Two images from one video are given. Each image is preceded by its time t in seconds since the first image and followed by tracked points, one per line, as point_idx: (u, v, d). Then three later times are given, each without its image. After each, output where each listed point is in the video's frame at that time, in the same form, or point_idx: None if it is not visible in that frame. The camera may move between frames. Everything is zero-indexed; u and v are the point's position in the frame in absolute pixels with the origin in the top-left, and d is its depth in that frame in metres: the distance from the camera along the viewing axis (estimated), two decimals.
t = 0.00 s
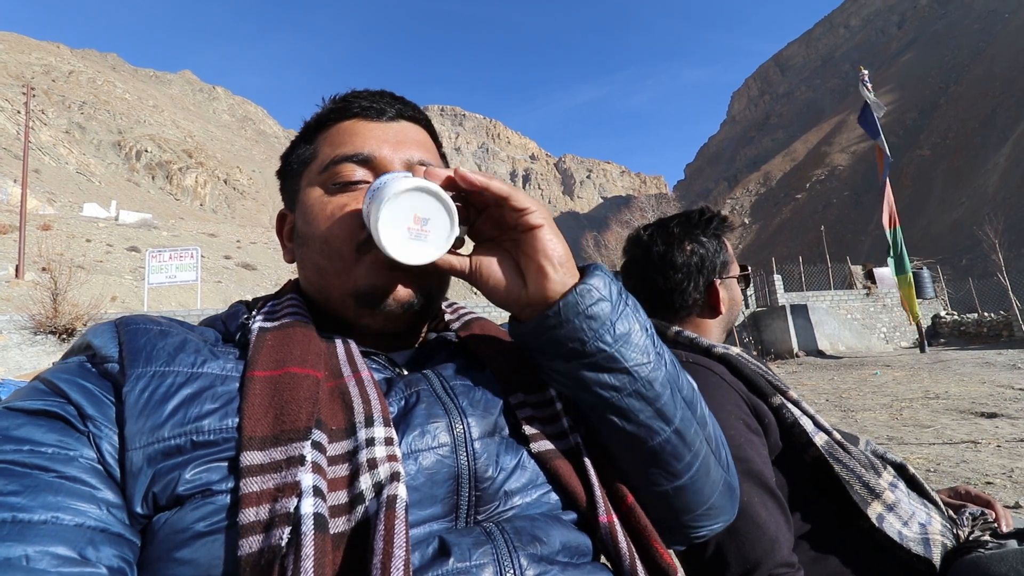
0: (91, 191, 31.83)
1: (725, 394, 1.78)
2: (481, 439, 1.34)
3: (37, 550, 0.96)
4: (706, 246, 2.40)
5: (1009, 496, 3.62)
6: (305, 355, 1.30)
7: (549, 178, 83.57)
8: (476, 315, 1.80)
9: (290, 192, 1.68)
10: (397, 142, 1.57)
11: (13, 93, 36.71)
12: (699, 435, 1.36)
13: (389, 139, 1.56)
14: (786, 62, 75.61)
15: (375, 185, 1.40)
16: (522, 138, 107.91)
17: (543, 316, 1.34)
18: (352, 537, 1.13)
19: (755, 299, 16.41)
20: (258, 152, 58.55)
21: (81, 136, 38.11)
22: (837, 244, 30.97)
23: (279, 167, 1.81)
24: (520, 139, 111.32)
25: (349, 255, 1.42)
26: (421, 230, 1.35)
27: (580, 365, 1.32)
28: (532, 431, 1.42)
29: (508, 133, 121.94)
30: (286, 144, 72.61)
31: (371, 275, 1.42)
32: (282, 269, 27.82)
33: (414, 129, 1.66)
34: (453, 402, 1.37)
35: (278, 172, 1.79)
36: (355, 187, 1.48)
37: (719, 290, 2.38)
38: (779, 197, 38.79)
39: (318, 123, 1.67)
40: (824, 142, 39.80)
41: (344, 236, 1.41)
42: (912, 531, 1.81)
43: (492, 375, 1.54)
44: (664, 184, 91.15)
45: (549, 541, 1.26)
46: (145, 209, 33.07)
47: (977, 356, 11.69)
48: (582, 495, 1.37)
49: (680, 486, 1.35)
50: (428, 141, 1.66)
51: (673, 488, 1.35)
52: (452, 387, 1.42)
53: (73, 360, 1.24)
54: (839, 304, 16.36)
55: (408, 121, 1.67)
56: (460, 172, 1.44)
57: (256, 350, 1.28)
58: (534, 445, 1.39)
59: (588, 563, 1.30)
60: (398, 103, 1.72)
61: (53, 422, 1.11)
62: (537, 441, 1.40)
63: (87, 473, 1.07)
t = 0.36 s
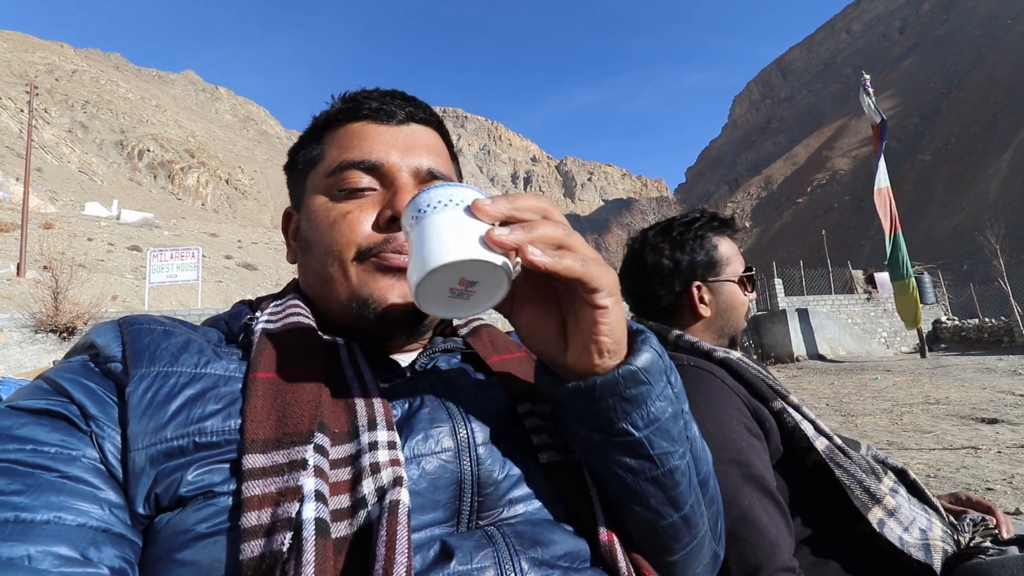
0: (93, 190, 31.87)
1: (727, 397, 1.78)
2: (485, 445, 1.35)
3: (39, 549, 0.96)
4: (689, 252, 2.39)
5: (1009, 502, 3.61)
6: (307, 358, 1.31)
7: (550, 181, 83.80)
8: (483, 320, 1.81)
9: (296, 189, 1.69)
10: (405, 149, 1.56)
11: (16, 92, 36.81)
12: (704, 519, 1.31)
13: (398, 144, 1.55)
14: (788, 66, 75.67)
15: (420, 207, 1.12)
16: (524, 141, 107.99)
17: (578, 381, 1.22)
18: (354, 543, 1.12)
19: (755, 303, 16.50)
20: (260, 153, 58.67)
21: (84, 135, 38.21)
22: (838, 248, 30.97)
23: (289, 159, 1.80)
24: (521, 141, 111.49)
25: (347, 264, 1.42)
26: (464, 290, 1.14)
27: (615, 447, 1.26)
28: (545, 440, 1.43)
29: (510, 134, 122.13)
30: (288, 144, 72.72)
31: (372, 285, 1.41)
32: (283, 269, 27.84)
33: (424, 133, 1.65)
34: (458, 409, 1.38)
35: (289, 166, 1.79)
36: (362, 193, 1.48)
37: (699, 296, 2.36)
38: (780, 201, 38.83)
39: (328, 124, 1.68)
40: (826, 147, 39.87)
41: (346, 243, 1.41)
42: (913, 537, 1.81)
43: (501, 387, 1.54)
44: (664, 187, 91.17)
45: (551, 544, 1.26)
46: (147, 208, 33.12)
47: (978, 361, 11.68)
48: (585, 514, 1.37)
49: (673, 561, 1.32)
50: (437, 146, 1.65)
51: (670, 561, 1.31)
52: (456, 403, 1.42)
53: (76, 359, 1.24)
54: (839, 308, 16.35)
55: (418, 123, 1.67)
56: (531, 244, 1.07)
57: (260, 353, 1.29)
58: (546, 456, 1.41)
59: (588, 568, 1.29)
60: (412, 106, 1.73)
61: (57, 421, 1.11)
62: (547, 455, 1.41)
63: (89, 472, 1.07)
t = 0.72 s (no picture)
0: (97, 187, 31.96)
1: (729, 400, 1.78)
2: (490, 447, 1.35)
3: (39, 547, 0.95)
4: (639, 262, 2.55)
5: (1012, 509, 3.59)
6: (298, 349, 1.29)
7: (552, 182, 83.89)
8: (494, 329, 1.83)
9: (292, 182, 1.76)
10: (354, 145, 1.53)
11: (20, 88, 36.89)
12: None
13: (348, 142, 1.54)
14: (792, 68, 75.51)
15: None
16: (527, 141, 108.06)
17: None
18: (353, 528, 1.12)
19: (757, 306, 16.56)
20: (263, 151, 58.74)
21: (88, 132, 38.31)
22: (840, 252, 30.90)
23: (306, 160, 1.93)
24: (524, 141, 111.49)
25: (296, 269, 1.45)
26: None
27: None
28: (554, 448, 1.45)
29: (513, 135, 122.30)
30: (291, 143, 72.89)
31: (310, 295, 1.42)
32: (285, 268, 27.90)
33: (388, 126, 1.61)
34: (462, 411, 1.38)
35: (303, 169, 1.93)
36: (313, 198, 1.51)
37: (641, 300, 2.53)
38: (783, 204, 38.79)
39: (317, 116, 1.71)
40: (829, 150, 39.81)
41: (295, 250, 1.45)
42: (915, 540, 1.80)
43: (509, 393, 1.54)
44: (667, 189, 91.08)
45: (553, 549, 1.27)
46: (150, 206, 33.19)
47: (980, 367, 11.63)
48: (602, 529, 1.38)
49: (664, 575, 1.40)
50: (400, 139, 1.61)
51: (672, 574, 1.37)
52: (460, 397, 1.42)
53: (78, 356, 1.23)
54: (841, 312, 16.31)
55: (385, 116, 1.63)
56: None
57: (254, 345, 1.28)
58: (555, 468, 1.42)
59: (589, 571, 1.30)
60: (392, 92, 1.68)
61: (57, 419, 1.11)
62: (561, 466, 1.42)
63: (91, 469, 1.07)
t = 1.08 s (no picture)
0: (93, 197, 31.92)
1: (724, 394, 1.80)
2: (489, 447, 1.36)
3: (46, 549, 0.96)
4: (630, 264, 2.59)
5: (1012, 500, 3.60)
6: (287, 347, 1.31)
7: (549, 183, 84.03)
8: (494, 334, 1.84)
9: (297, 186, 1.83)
10: (331, 149, 1.56)
11: (15, 99, 36.89)
12: None
13: (327, 145, 1.57)
14: (786, 65, 75.67)
15: None
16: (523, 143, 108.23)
17: None
18: (347, 518, 1.13)
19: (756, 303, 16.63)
20: (260, 158, 58.78)
21: (84, 142, 38.28)
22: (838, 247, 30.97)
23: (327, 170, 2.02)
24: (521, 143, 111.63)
25: (273, 273, 1.48)
26: None
27: None
28: (556, 456, 1.45)
29: (509, 137, 122.49)
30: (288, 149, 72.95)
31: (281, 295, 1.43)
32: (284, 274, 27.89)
33: (370, 131, 1.62)
34: (461, 411, 1.38)
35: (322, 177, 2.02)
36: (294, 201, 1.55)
37: (634, 300, 2.57)
38: (780, 201, 38.90)
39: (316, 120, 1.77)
40: (825, 146, 39.89)
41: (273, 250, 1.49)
42: (913, 530, 1.81)
43: (507, 396, 1.55)
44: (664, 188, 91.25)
45: (554, 547, 1.29)
46: (147, 214, 33.15)
47: (980, 359, 11.66)
48: (603, 530, 1.39)
49: None
50: (382, 143, 1.62)
51: None
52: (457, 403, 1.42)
53: (78, 364, 1.24)
54: (840, 307, 16.34)
55: (367, 120, 1.64)
56: None
57: (243, 347, 1.29)
58: (556, 472, 1.43)
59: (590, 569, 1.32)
60: (378, 98, 1.69)
61: (61, 424, 1.11)
62: (562, 469, 1.43)
63: (94, 474, 1.07)
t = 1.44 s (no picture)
0: (93, 193, 31.94)
1: (721, 388, 1.82)
2: (487, 442, 1.38)
3: (51, 543, 0.98)
4: (626, 262, 2.61)
5: (1013, 494, 3.63)
6: (280, 346, 1.32)
7: (549, 178, 84.02)
8: (493, 330, 1.85)
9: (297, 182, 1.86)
10: (317, 146, 1.56)
11: (14, 96, 36.89)
12: None
13: (313, 143, 1.58)
14: (786, 60, 75.47)
15: None
16: (523, 139, 108.17)
17: None
18: (343, 512, 1.15)
19: (757, 298, 16.66)
20: (260, 154, 58.76)
21: (83, 138, 38.31)
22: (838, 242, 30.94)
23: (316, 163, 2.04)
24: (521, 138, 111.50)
25: (263, 274, 1.51)
26: None
27: None
28: (555, 453, 1.47)
29: (509, 132, 122.34)
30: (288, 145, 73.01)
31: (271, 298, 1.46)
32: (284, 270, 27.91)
33: (357, 128, 1.62)
34: (458, 408, 1.40)
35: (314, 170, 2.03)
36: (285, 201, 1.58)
37: (631, 297, 2.59)
38: (781, 197, 38.88)
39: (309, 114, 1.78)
40: (826, 141, 39.85)
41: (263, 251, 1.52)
42: (911, 523, 1.83)
43: (506, 392, 1.56)
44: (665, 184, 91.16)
45: (553, 541, 1.30)
46: (148, 211, 33.19)
47: (981, 355, 11.67)
48: (603, 527, 1.41)
49: None
50: (370, 140, 1.62)
51: None
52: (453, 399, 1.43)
53: (78, 361, 1.25)
54: (840, 303, 16.36)
55: (353, 118, 1.64)
56: None
57: (240, 344, 1.31)
58: (555, 467, 1.45)
59: (589, 564, 1.34)
60: (365, 94, 1.69)
61: (63, 421, 1.12)
62: (560, 466, 1.45)
63: (96, 470, 1.08)
